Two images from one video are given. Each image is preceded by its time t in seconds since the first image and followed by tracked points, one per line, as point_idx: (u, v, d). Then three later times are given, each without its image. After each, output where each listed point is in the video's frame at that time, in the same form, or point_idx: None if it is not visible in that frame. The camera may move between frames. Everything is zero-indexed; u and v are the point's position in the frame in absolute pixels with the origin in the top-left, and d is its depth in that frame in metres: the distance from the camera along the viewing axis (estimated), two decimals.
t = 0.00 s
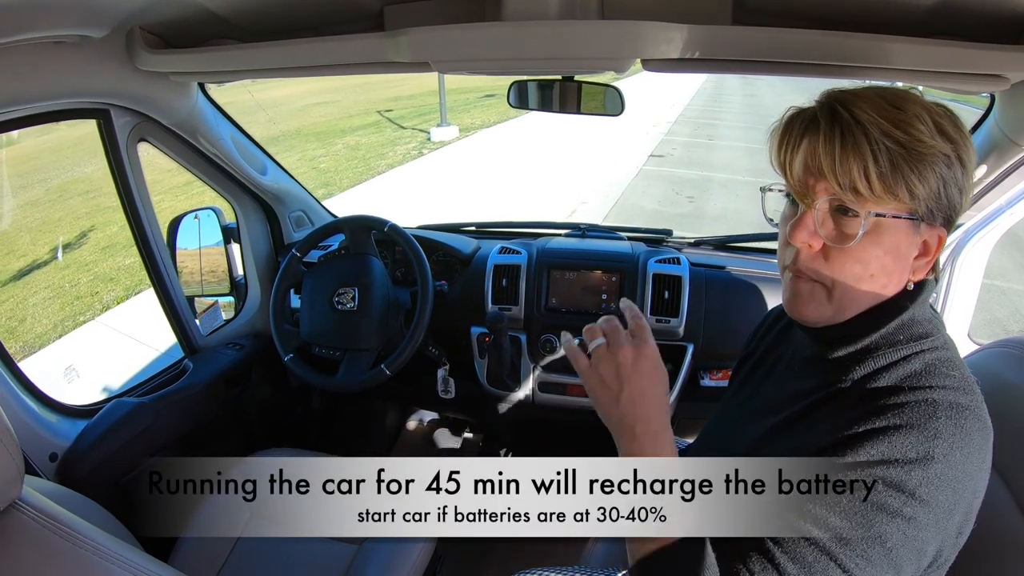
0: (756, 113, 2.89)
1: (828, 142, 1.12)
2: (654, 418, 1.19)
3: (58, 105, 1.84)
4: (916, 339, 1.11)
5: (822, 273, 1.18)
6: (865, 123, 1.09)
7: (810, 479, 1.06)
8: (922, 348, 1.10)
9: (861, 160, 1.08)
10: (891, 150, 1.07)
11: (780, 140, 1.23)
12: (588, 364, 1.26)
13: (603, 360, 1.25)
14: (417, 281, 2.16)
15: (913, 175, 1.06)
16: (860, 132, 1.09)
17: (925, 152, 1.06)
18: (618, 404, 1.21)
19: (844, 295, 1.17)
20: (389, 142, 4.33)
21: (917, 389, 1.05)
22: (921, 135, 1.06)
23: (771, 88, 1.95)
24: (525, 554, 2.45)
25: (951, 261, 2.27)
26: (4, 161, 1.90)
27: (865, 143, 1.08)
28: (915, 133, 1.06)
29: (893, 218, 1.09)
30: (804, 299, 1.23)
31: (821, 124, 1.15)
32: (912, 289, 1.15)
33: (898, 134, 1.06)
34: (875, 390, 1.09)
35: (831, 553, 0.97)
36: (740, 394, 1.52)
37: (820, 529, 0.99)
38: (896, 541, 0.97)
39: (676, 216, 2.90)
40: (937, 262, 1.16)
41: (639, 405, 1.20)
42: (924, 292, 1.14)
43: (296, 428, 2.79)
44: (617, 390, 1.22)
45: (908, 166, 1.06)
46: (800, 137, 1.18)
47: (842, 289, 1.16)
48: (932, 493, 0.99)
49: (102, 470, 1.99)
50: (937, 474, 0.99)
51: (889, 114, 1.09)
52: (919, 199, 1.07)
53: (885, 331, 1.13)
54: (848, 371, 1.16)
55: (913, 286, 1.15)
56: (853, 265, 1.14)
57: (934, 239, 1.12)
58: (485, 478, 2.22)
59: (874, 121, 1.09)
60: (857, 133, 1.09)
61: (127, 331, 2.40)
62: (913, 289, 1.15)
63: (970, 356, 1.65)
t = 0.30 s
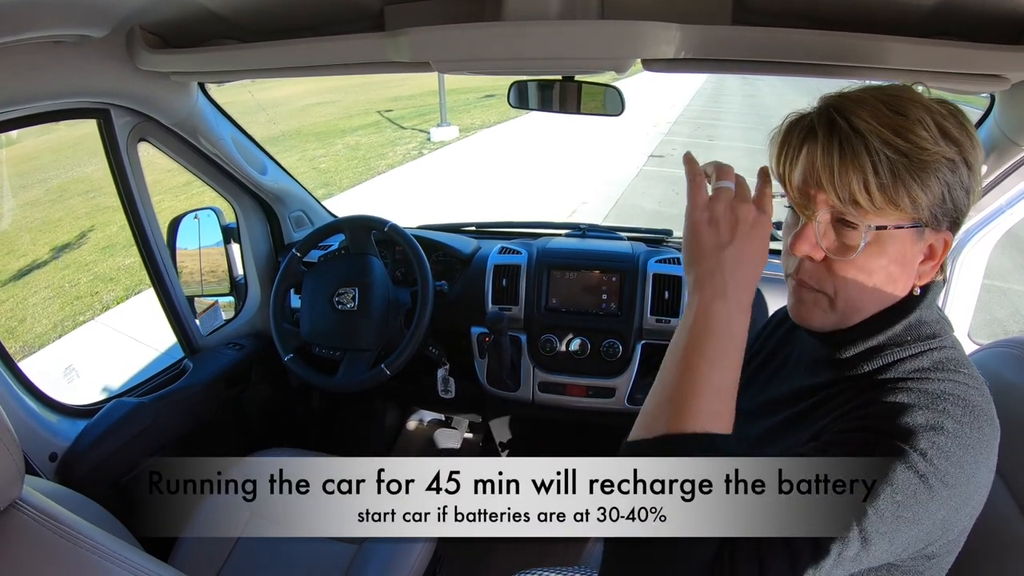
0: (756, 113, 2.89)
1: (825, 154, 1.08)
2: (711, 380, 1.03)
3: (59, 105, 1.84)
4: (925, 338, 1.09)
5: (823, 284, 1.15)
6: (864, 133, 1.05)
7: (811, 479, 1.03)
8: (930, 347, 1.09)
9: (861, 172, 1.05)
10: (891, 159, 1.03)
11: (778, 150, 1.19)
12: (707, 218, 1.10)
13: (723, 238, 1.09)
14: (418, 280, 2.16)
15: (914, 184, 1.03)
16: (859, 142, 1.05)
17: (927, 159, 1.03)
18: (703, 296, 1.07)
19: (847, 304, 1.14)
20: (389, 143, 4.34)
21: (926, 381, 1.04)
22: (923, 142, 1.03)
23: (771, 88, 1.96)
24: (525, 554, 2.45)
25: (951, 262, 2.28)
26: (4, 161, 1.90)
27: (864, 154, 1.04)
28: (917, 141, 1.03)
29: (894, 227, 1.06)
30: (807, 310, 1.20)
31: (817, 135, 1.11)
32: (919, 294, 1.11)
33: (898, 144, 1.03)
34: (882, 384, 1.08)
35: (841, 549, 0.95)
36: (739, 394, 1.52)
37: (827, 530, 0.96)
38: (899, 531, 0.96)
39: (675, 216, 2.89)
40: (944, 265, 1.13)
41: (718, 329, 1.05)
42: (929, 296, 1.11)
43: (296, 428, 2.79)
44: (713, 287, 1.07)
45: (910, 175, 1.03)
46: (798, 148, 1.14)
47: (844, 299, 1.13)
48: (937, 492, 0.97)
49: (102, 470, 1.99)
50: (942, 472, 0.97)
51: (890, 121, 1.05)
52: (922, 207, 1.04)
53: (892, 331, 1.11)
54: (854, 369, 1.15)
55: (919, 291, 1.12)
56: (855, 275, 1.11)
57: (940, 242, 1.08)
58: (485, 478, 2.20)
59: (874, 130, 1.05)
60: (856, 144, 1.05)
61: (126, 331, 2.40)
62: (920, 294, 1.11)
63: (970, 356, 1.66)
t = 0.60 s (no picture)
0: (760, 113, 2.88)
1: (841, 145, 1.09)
2: (766, 396, 0.97)
3: (61, 102, 1.83)
4: (935, 342, 1.08)
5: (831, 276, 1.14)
6: (880, 127, 1.05)
7: (811, 479, 1.04)
8: (940, 350, 1.08)
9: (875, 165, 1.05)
10: (905, 155, 1.03)
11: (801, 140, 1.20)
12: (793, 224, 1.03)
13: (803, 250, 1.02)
14: (423, 280, 2.15)
15: (927, 181, 1.02)
16: (874, 136, 1.05)
17: (943, 158, 1.02)
18: (761, 308, 1.01)
19: (853, 299, 1.12)
20: (390, 143, 4.33)
21: (937, 385, 1.03)
22: (939, 141, 1.02)
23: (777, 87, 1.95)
24: (529, 555, 2.44)
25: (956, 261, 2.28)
26: (5, 160, 1.89)
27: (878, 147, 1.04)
28: (932, 139, 1.02)
29: (905, 224, 1.04)
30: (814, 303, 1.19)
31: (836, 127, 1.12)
32: (928, 296, 1.10)
33: (913, 139, 1.02)
34: (892, 387, 1.07)
35: (868, 550, 0.93)
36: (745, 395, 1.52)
37: (830, 531, 0.97)
38: (913, 536, 0.95)
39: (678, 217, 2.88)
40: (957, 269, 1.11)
41: (769, 350, 0.99)
42: (939, 299, 1.10)
43: (297, 429, 2.78)
44: (774, 305, 1.00)
45: (923, 172, 1.02)
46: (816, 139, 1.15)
47: (850, 294, 1.12)
48: (950, 499, 0.96)
49: (103, 470, 1.98)
50: (955, 479, 0.96)
51: (908, 118, 1.05)
52: (935, 206, 1.03)
53: (903, 333, 1.10)
54: (863, 372, 1.13)
55: (929, 293, 1.10)
56: (864, 271, 1.09)
57: (953, 245, 1.06)
58: (485, 478, 2.18)
59: (891, 126, 1.04)
60: (872, 136, 1.05)
61: (126, 330, 2.39)
62: (930, 296, 1.10)
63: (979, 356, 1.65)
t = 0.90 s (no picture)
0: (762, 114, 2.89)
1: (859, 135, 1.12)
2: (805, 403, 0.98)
3: (65, 100, 1.84)
4: (937, 343, 1.08)
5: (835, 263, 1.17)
6: (897, 122, 1.08)
7: (811, 478, 1.04)
8: (943, 352, 1.08)
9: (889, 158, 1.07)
10: (919, 152, 1.05)
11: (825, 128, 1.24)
12: (878, 247, 1.02)
13: (880, 281, 1.02)
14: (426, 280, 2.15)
15: (938, 180, 1.04)
16: (891, 130, 1.08)
17: (957, 160, 1.04)
18: (822, 319, 1.01)
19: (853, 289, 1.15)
20: (392, 142, 4.33)
21: (941, 387, 1.03)
22: (954, 143, 1.04)
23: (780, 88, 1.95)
24: (530, 553, 2.45)
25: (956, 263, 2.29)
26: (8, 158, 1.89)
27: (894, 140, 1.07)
28: (948, 140, 1.04)
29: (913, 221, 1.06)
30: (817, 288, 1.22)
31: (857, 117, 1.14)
32: (932, 300, 1.11)
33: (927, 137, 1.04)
34: (894, 388, 1.06)
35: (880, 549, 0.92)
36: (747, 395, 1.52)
37: (830, 530, 0.97)
38: (920, 535, 0.95)
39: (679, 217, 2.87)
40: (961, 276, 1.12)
41: (823, 367, 1.00)
42: (943, 303, 1.10)
43: (299, 427, 2.79)
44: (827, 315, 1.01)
45: (935, 172, 1.04)
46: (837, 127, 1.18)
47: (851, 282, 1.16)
48: (957, 497, 0.96)
49: (105, 468, 1.99)
50: (961, 478, 0.96)
51: (926, 117, 1.07)
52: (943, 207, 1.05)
53: (907, 334, 1.09)
54: (867, 373, 1.11)
55: (932, 296, 1.11)
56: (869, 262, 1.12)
57: (958, 251, 1.07)
58: (485, 478, 2.19)
59: (909, 122, 1.07)
60: (889, 130, 1.08)
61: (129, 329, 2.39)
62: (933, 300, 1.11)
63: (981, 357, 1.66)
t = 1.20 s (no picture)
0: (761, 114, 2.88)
1: (853, 130, 1.12)
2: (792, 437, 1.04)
3: (64, 98, 1.84)
4: (931, 343, 1.08)
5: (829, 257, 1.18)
6: (891, 117, 1.08)
7: (811, 478, 1.04)
8: (937, 351, 1.08)
9: (883, 152, 1.07)
10: (913, 148, 1.05)
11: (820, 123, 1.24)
12: (866, 302, 1.06)
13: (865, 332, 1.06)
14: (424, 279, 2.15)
15: (931, 177, 1.04)
16: (885, 125, 1.08)
17: (950, 156, 1.04)
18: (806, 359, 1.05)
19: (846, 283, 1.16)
20: (391, 141, 4.32)
21: (935, 387, 1.03)
22: (948, 139, 1.04)
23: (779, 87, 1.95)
24: (528, 552, 2.45)
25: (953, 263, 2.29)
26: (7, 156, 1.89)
27: (888, 135, 1.07)
28: (942, 136, 1.04)
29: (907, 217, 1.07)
30: (810, 282, 1.23)
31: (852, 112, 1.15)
32: (925, 297, 1.12)
33: (921, 133, 1.04)
34: (888, 390, 1.06)
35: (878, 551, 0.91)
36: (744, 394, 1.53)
37: (828, 529, 0.97)
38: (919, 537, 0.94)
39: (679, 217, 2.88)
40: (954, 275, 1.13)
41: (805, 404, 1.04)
42: (936, 301, 1.11)
43: (298, 426, 2.79)
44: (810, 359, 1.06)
45: (928, 168, 1.04)
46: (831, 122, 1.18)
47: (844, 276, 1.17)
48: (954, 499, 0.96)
49: (103, 466, 1.99)
50: (958, 480, 0.96)
51: (920, 114, 1.07)
52: (935, 204, 1.05)
53: (901, 333, 1.10)
54: (860, 374, 1.11)
55: (926, 294, 1.12)
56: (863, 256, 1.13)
57: (952, 249, 1.08)
58: (485, 478, 2.22)
59: (903, 119, 1.07)
60: (884, 125, 1.08)
61: (127, 327, 2.36)
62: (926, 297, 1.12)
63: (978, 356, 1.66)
